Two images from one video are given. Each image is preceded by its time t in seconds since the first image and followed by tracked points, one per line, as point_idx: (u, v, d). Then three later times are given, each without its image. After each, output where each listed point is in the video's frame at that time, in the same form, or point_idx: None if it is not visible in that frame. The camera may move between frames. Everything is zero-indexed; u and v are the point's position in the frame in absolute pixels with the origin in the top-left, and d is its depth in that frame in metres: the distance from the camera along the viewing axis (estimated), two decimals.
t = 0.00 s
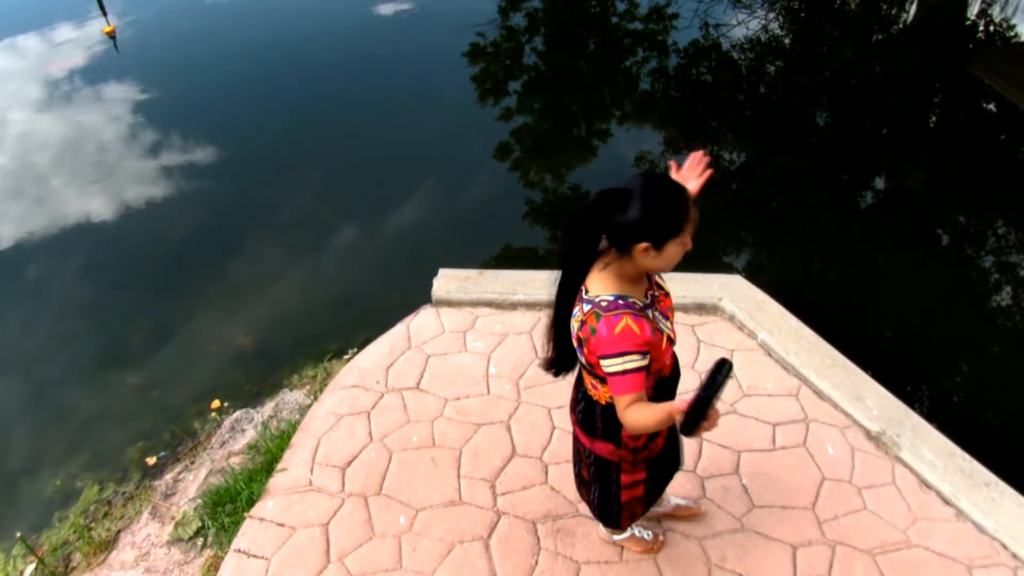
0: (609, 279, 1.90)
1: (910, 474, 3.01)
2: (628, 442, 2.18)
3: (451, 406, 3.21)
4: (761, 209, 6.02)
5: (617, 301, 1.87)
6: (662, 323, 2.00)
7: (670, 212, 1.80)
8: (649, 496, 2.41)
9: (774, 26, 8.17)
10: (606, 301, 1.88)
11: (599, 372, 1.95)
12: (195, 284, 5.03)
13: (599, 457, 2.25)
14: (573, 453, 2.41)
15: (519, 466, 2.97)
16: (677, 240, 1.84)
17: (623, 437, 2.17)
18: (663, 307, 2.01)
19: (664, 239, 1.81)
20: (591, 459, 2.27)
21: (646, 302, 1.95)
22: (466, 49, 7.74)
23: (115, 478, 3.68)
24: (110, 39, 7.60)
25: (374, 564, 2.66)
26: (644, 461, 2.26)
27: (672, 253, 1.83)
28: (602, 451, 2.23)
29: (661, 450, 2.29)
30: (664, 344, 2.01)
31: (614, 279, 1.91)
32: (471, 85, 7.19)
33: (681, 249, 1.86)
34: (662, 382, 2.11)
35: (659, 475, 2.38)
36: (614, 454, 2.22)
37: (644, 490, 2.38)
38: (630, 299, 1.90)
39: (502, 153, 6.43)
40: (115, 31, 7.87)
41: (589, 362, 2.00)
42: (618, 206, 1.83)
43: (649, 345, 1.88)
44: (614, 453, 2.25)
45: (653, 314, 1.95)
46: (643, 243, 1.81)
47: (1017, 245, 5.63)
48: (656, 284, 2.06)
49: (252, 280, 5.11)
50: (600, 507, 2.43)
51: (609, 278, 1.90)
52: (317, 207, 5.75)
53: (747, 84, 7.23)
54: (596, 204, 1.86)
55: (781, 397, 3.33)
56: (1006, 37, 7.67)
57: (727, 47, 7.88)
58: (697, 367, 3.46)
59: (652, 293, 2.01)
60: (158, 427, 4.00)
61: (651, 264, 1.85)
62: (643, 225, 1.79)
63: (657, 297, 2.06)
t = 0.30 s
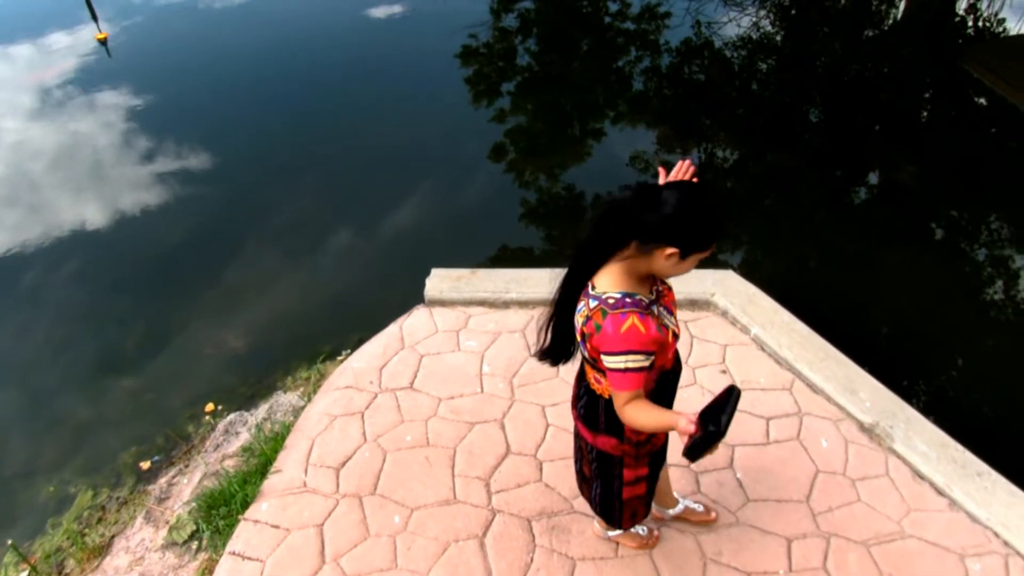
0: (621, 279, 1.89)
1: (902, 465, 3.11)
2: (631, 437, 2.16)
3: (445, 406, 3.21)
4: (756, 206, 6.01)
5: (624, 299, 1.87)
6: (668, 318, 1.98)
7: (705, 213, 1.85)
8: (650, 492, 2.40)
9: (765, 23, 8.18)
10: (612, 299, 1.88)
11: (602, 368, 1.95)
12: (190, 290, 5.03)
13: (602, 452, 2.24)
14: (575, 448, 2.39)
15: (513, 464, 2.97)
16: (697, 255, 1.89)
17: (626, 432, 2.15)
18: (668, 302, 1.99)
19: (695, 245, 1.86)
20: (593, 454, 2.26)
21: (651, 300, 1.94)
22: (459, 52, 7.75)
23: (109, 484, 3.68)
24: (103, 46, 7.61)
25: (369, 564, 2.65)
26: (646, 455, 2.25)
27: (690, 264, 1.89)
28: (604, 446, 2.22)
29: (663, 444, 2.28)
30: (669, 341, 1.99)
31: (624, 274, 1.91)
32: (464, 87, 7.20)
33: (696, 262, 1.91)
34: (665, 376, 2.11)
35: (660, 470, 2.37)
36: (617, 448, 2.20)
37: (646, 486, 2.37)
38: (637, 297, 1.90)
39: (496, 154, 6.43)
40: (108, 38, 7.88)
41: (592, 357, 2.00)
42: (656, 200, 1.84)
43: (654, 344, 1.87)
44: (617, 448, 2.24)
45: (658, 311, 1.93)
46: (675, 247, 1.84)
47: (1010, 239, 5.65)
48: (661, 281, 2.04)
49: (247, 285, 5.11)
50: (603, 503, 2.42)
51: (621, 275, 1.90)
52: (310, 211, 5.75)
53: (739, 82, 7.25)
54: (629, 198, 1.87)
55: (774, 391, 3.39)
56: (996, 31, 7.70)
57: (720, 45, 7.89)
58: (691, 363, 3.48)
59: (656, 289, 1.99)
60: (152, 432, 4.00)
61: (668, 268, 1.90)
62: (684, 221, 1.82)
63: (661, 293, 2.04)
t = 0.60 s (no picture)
0: (639, 267, 1.93)
1: (891, 459, 3.13)
2: (634, 424, 2.16)
3: (434, 405, 3.20)
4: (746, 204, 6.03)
5: (638, 285, 1.89)
6: (680, 308, 2.01)
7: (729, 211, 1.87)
8: (648, 482, 2.41)
9: (754, 23, 8.21)
10: (628, 284, 1.90)
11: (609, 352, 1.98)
12: (179, 293, 5.02)
13: (604, 438, 2.24)
14: (578, 434, 2.40)
15: (503, 462, 2.97)
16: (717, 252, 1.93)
17: (629, 419, 2.15)
18: (681, 293, 2.01)
19: (715, 243, 1.89)
20: (596, 440, 2.26)
21: (665, 288, 1.96)
22: (448, 53, 7.76)
23: (97, 487, 3.67)
24: (89, 48, 7.57)
25: (359, 564, 2.65)
26: (647, 444, 2.26)
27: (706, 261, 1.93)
28: (607, 432, 2.22)
29: (663, 435, 2.29)
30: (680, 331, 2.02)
31: (641, 261, 1.94)
32: (453, 88, 7.21)
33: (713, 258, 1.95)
34: (671, 366, 2.13)
35: (659, 460, 2.38)
36: (620, 436, 2.20)
37: (644, 475, 2.38)
38: (652, 284, 1.92)
39: (486, 154, 6.44)
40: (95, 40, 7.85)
41: (601, 341, 2.02)
42: (685, 193, 1.85)
43: (663, 332, 1.90)
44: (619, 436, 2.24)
45: (671, 300, 1.96)
46: (695, 242, 1.88)
47: (997, 235, 5.69)
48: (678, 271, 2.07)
49: (239, 289, 5.09)
50: (602, 491, 2.42)
51: (639, 260, 1.93)
52: (301, 214, 5.74)
53: (728, 81, 7.27)
54: (660, 188, 1.88)
55: (764, 386, 3.40)
56: (982, 30, 7.75)
57: (708, 44, 7.91)
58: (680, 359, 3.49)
59: (671, 278, 2.01)
60: (140, 434, 3.99)
61: (685, 262, 1.93)
62: (709, 218, 1.84)
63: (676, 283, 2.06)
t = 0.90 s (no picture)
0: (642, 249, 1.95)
1: (877, 451, 3.14)
2: (636, 411, 2.18)
3: (420, 403, 3.20)
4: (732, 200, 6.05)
5: (640, 267, 1.92)
6: (684, 295, 2.04)
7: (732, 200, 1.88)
8: (656, 472, 2.39)
9: (738, 20, 8.24)
10: (630, 266, 1.93)
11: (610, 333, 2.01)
12: (165, 296, 5.00)
13: (609, 424, 2.27)
14: (588, 419, 2.44)
15: (490, 459, 2.97)
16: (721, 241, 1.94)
17: (631, 405, 2.17)
18: (686, 280, 2.05)
19: (718, 232, 1.91)
20: (602, 425, 2.29)
21: (669, 274, 1.99)
22: (434, 53, 7.77)
23: (83, 490, 3.65)
24: (72, 51, 7.54)
25: (346, 563, 2.64)
26: (651, 432, 2.26)
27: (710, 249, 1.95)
28: (611, 417, 2.25)
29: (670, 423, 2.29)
30: (683, 319, 2.05)
31: (646, 245, 1.97)
32: (439, 88, 7.23)
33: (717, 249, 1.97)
34: (674, 353, 2.16)
35: (668, 449, 2.37)
36: (623, 422, 2.23)
37: (651, 464, 2.37)
38: (655, 268, 1.95)
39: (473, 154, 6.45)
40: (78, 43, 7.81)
41: (604, 324, 2.06)
42: (694, 180, 1.87)
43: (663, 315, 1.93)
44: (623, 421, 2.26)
45: (675, 286, 1.99)
46: (698, 228, 1.90)
47: (982, 229, 5.73)
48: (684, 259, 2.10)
49: (227, 291, 5.07)
50: (609, 478, 2.43)
51: (643, 244, 1.96)
52: (287, 215, 5.73)
53: (714, 79, 7.30)
54: (669, 174, 1.91)
55: (749, 380, 3.42)
56: (965, 26, 7.81)
57: (693, 42, 7.94)
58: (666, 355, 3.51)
59: (677, 265, 2.04)
60: (126, 437, 3.97)
61: (688, 249, 1.96)
62: (711, 206, 1.86)
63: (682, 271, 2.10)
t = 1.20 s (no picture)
0: (633, 240, 1.97)
1: (861, 443, 3.16)
2: (628, 403, 2.22)
3: (404, 404, 3.20)
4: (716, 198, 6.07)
5: (630, 258, 1.94)
6: (677, 289, 2.06)
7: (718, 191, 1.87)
8: (670, 460, 2.35)
9: (720, 19, 8.28)
10: (619, 257, 1.95)
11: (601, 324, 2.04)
12: (149, 303, 4.99)
13: (608, 416, 2.32)
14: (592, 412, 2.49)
15: (474, 459, 2.97)
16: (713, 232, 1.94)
17: (624, 397, 2.21)
18: (679, 273, 2.06)
19: (707, 224, 1.90)
20: (602, 417, 2.35)
21: (660, 266, 2.01)
22: (417, 56, 7.79)
23: (67, 498, 3.64)
24: (53, 58, 7.51)
25: (331, 565, 2.64)
26: (650, 420, 2.27)
27: (699, 241, 1.95)
28: (607, 410, 2.30)
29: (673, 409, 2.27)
30: (675, 311, 2.07)
31: (637, 237, 1.98)
32: (423, 91, 7.25)
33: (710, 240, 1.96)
34: (667, 346, 2.17)
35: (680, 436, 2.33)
36: (619, 414, 2.27)
37: (661, 453, 2.34)
38: (645, 259, 1.96)
39: (458, 156, 6.45)
40: (59, 50, 7.78)
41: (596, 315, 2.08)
42: (682, 172, 1.89)
43: (653, 307, 1.95)
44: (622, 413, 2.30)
45: (666, 278, 2.00)
46: (686, 219, 1.90)
47: (966, 223, 5.78)
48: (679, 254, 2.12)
49: (213, 297, 5.05)
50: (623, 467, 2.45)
51: (633, 236, 1.97)
52: (272, 220, 5.71)
53: (697, 77, 7.33)
54: (659, 167, 1.93)
55: (733, 375, 3.43)
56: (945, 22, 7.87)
57: (676, 41, 7.97)
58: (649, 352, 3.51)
59: (670, 258, 2.06)
60: (110, 444, 3.96)
61: (678, 241, 1.96)
62: (698, 196, 1.86)
63: (676, 265, 2.12)
